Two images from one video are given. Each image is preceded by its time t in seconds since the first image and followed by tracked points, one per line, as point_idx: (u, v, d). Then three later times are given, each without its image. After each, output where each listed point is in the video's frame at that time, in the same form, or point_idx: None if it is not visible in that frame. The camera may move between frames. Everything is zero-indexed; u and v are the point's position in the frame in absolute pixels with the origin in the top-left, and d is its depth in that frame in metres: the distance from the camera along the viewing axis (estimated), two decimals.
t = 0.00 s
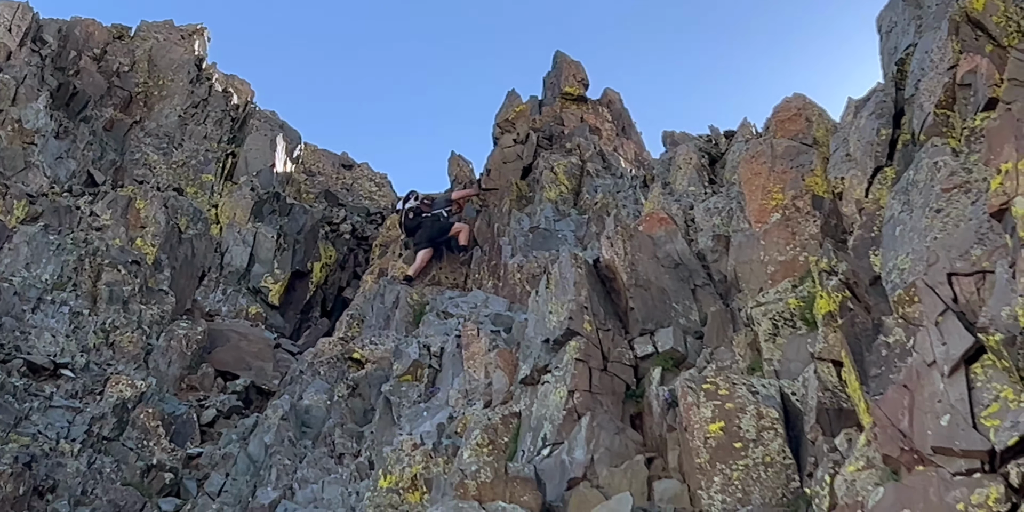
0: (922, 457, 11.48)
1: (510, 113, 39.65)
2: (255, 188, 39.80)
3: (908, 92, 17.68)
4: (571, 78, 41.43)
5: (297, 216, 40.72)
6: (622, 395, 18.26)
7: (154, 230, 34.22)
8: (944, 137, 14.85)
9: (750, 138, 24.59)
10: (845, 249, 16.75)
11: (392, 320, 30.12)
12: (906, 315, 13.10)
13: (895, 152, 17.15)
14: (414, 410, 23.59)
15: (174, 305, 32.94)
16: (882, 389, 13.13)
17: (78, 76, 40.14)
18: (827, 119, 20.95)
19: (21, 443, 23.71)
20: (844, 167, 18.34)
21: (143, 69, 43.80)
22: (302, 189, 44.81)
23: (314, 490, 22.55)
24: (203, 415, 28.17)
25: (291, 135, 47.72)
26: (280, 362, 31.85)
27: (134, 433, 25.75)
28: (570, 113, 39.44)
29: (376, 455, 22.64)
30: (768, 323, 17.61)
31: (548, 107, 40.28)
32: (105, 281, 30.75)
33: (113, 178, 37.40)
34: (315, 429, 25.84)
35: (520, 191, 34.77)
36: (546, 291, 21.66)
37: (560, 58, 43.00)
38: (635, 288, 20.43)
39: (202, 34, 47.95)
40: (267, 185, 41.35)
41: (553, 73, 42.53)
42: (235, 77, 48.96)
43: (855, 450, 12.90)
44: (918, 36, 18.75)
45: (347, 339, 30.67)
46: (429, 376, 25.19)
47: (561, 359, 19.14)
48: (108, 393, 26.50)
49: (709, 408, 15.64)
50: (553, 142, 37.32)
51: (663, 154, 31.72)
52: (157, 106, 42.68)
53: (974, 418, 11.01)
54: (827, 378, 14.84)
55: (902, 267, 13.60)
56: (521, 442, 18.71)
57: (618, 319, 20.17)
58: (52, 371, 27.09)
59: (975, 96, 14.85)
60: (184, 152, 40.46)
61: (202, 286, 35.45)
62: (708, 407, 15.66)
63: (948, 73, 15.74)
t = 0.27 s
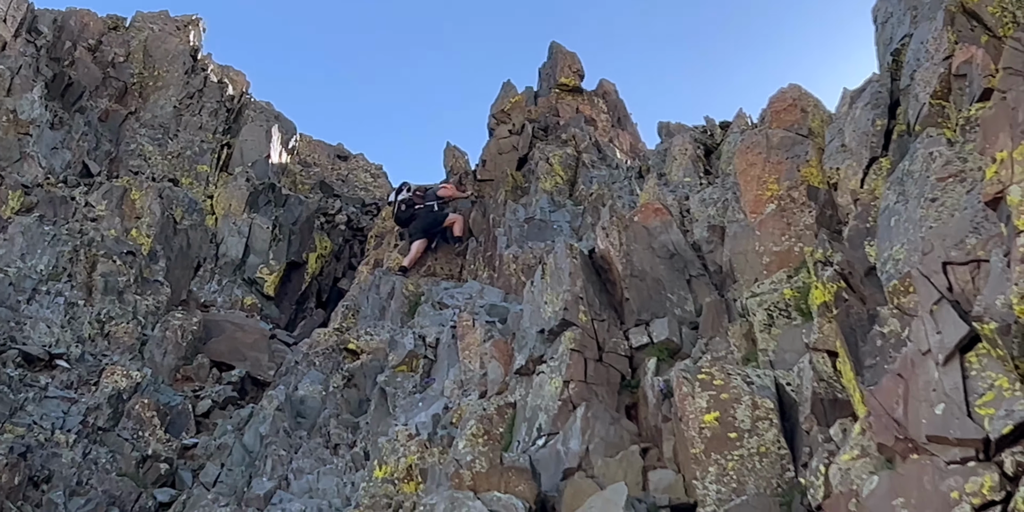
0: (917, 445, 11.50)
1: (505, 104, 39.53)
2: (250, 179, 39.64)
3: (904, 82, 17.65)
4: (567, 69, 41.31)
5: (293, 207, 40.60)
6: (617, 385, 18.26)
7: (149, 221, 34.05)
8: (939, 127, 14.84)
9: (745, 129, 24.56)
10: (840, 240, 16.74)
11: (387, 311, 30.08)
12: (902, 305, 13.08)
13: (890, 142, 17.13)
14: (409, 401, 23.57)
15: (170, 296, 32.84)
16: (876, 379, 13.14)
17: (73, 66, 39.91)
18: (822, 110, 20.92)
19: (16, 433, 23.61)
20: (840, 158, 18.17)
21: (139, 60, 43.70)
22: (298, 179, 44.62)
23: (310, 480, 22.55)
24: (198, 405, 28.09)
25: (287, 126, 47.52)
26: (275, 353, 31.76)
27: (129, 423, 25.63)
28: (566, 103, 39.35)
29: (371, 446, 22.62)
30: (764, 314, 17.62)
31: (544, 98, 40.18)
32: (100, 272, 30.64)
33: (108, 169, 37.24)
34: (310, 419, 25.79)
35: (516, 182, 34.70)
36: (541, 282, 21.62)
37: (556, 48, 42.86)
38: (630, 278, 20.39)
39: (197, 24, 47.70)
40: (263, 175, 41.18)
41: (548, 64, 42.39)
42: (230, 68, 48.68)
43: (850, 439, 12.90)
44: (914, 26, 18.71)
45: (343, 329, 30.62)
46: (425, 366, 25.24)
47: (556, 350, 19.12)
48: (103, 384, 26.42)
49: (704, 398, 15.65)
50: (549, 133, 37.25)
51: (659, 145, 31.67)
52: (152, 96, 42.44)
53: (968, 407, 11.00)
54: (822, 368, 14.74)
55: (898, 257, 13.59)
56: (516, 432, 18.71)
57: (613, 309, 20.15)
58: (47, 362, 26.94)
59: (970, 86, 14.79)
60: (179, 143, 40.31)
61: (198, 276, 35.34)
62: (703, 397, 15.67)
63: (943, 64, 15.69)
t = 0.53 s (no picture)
0: (911, 438, 11.50)
1: (500, 97, 39.43)
2: (245, 172, 39.50)
3: (898, 75, 17.62)
4: (562, 62, 41.21)
5: (288, 201, 40.44)
6: (612, 378, 18.25)
7: (144, 215, 33.88)
8: (934, 120, 14.83)
9: (740, 122, 24.53)
10: (835, 233, 16.74)
11: (383, 305, 30.04)
12: (897, 298, 13.25)
13: (885, 135, 17.10)
14: (404, 394, 23.53)
15: (165, 289, 32.73)
16: (872, 372, 13.13)
17: (67, 60, 39.71)
18: (817, 103, 20.89)
19: (11, 427, 23.55)
20: (835, 150, 18.26)
21: (133, 53, 43.46)
22: (293, 173, 44.46)
23: (305, 474, 22.53)
24: (194, 399, 28.01)
25: (282, 119, 47.34)
26: (271, 346, 31.68)
27: (124, 417, 25.60)
28: (561, 96, 39.29)
29: (367, 439, 22.60)
30: (758, 307, 17.60)
31: (539, 91, 40.10)
32: (95, 266, 30.51)
33: (103, 162, 37.05)
34: (306, 413, 25.76)
35: (511, 175, 34.65)
36: (536, 275, 21.58)
37: (551, 41, 42.77)
38: (625, 271, 20.36)
39: (192, 18, 47.49)
40: (257, 169, 41.03)
41: (543, 58, 42.27)
42: (225, 61, 48.46)
43: (845, 432, 12.91)
44: (908, 19, 18.68)
45: (338, 323, 30.55)
46: (420, 360, 25.21)
47: (552, 343, 19.09)
48: (99, 378, 26.31)
49: (699, 391, 15.64)
50: (544, 126, 37.20)
51: (654, 138, 31.62)
52: (147, 90, 42.25)
53: (963, 399, 11.01)
54: (817, 361, 14.75)
55: (893, 250, 13.62)
56: (512, 425, 18.69)
57: (609, 303, 20.13)
58: (42, 355, 26.86)
59: (965, 79, 14.72)
60: (174, 137, 40.13)
61: (193, 270, 35.22)
62: (699, 390, 15.67)
63: (938, 56, 15.65)
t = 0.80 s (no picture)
0: (908, 434, 11.49)
1: (497, 94, 39.38)
2: (242, 170, 39.42)
3: (895, 71, 17.59)
4: (559, 59, 41.15)
5: (285, 198, 40.40)
6: (610, 375, 18.24)
7: (141, 213, 33.90)
8: (931, 116, 14.82)
9: (737, 119, 24.51)
10: (832, 229, 16.74)
11: (380, 302, 30.02)
12: (894, 295, 13.10)
13: (882, 131, 17.07)
14: (402, 392, 23.52)
15: (162, 287, 32.70)
16: (869, 368, 13.13)
17: (64, 58, 39.62)
18: (814, 99, 20.86)
19: (9, 426, 23.60)
20: (831, 147, 18.08)
21: (130, 51, 43.29)
22: (290, 170, 44.37)
23: (303, 471, 22.53)
24: (191, 397, 27.97)
25: (279, 117, 47.24)
26: (269, 344, 31.60)
27: (122, 415, 25.53)
28: (558, 93, 39.26)
29: (364, 436, 22.59)
30: (756, 303, 17.63)
31: (536, 88, 40.06)
32: (92, 264, 30.44)
33: (100, 160, 37.00)
34: (304, 410, 25.71)
35: (508, 172, 34.64)
36: (534, 272, 21.57)
37: (548, 38, 42.71)
38: (622, 268, 20.35)
39: (189, 15, 47.37)
40: (254, 166, 40.92)
41: (540, 54, 42.22)
42: (222, 59, 48.35)
43: (842, 428, 12.92)
44: (905, 15, 18.65)
45: (336, 320, 30.51)
46: (418, 357, 25.21)
47: (549, 340, 19.08)
48: (97, 375, 26.21)
49: (696, 388, 15.63)
50: (541, 123, 37.19)
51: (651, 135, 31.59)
52: (144, 88, 42.16)
53: (960, 396, 11.00)
54: (814, 358, 14.78)
55: (890, 246, 13.59)
56: (509, 422, 18.68)
57: (606, 299, 20.12)
58: (40, 353, 26.95)
59: (961, 75, 14.67)
60: (171, 134, 40.03)
61: (190, 268, 35.15)
62: (696, 387, 15.66)
63: (935, 53, 15.62)
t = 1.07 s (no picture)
0: (907, 435, 11.50)
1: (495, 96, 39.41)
2: (240, 173, 39.43)
3: (893, 72, 17.62)
4: (557, 61, 41.20)
5: (284, 202, 40.42)
6: (609, 377, 18.24)
7: (140, 217, 33.93)
8: (929, 117, 14.86)
9: (735, 121, 24.54)
10: (830, 231, 16.77)
11: (379, 305, 30.03)
12: (893, 295, 13.22)
13: (880, 132, 17.10)
14: (401, 395, 23.52)
15: (162, 292, 32.71)
16: (868, 369, 13.16)
17: (62, 63, 39.64)
18: (812, 101, 20.90)
19: (8, 431, 23.55)
20: (829, 148, 18.11)
21: (128, 56, 43.36)
22: (289, 174, 44.38)
23: (303, 475, 22.52)
24: (191, 401, 27.89)
25: (277, 120, 47.25)
26: (268, 347, 31.58)
27: (121, 419, 25.54)
28: (556, 96, 39.31)
29: (364, 439, 22.58)
30: (755, 305, 17.63)
31: (534, 90, 40.12)
32: (91, 268, 30.43)
33: (98, 164, 37.07)
34: (303, 414, 25.71)
35: (506, 175, 34.68)
36: (533, 274, 21.58)
37: (546, 41, 42.77)
38: (621, 270, 20.36)
39: (187, 20, 47.39)
40: (253, 169, 40.94)
41: (538, 57, 42.26)
42: (220, 63, 48.38)
43: (841, 429, 12.93)
44: (902, 16, 18.69)
45: (335, 323, 30.52)
46: (417, 360, 25.21)
47: (548, 342, 19.09)
48: (96, 380, 26.21)
49: (695, 389, 15.65)
50: (539, 126, 37.24)
51: (649, 137, 31.63)
52: (142, 92, 42.18)
53: (958, 397, 11.01)
54: (814, 359, 14.75)
55: (889, 247, 13.60)
56: (509, 425, 18.69)
57: (605, 302, 20.13)
58: (38, 358, 26.90)
59: (959, 76, 14.68)
60: (169, 138, 40.04)
61: (189, 272, 35.15)
62: (695, 389, 15.68)
63: (932, 53, 15.65)
